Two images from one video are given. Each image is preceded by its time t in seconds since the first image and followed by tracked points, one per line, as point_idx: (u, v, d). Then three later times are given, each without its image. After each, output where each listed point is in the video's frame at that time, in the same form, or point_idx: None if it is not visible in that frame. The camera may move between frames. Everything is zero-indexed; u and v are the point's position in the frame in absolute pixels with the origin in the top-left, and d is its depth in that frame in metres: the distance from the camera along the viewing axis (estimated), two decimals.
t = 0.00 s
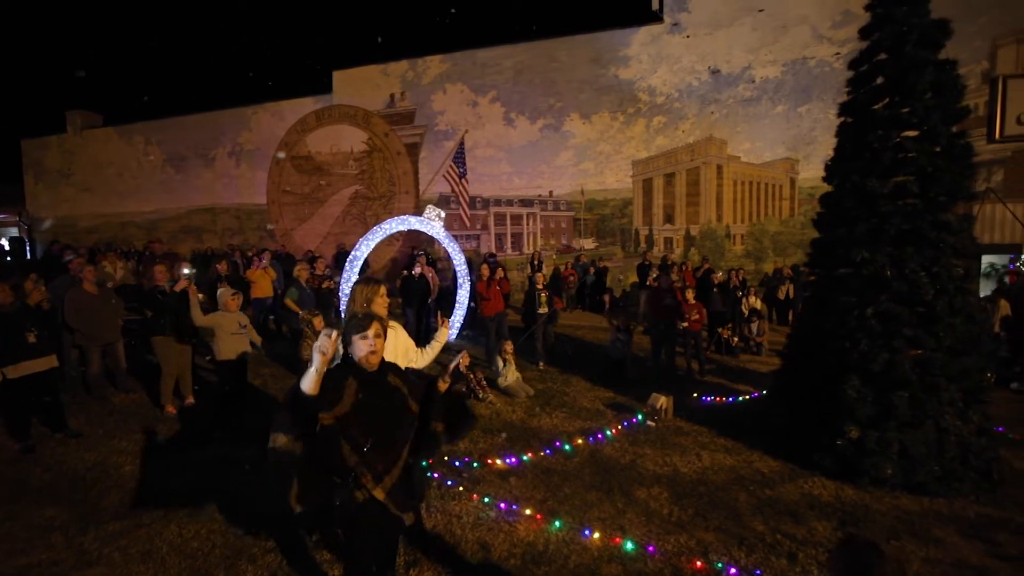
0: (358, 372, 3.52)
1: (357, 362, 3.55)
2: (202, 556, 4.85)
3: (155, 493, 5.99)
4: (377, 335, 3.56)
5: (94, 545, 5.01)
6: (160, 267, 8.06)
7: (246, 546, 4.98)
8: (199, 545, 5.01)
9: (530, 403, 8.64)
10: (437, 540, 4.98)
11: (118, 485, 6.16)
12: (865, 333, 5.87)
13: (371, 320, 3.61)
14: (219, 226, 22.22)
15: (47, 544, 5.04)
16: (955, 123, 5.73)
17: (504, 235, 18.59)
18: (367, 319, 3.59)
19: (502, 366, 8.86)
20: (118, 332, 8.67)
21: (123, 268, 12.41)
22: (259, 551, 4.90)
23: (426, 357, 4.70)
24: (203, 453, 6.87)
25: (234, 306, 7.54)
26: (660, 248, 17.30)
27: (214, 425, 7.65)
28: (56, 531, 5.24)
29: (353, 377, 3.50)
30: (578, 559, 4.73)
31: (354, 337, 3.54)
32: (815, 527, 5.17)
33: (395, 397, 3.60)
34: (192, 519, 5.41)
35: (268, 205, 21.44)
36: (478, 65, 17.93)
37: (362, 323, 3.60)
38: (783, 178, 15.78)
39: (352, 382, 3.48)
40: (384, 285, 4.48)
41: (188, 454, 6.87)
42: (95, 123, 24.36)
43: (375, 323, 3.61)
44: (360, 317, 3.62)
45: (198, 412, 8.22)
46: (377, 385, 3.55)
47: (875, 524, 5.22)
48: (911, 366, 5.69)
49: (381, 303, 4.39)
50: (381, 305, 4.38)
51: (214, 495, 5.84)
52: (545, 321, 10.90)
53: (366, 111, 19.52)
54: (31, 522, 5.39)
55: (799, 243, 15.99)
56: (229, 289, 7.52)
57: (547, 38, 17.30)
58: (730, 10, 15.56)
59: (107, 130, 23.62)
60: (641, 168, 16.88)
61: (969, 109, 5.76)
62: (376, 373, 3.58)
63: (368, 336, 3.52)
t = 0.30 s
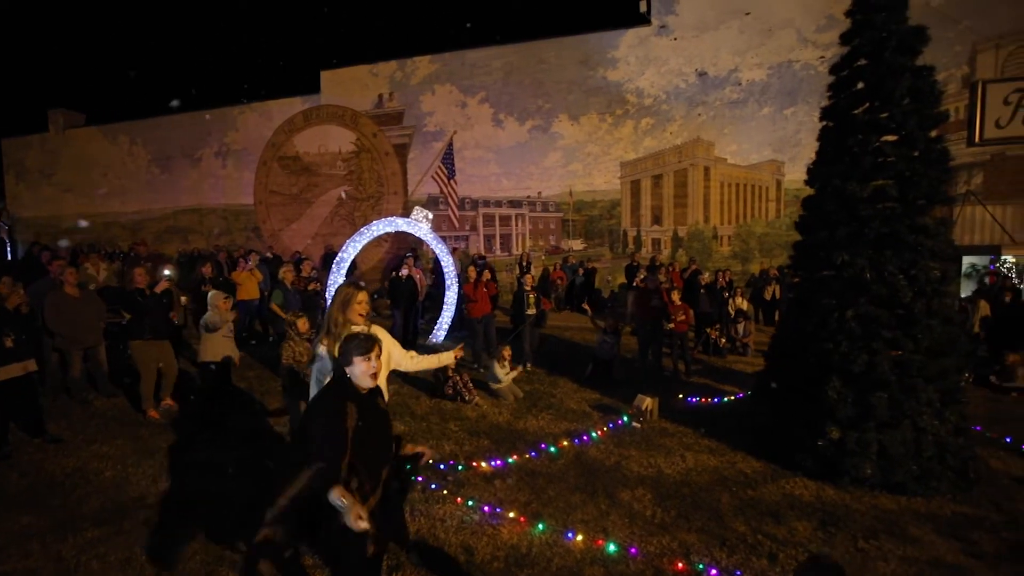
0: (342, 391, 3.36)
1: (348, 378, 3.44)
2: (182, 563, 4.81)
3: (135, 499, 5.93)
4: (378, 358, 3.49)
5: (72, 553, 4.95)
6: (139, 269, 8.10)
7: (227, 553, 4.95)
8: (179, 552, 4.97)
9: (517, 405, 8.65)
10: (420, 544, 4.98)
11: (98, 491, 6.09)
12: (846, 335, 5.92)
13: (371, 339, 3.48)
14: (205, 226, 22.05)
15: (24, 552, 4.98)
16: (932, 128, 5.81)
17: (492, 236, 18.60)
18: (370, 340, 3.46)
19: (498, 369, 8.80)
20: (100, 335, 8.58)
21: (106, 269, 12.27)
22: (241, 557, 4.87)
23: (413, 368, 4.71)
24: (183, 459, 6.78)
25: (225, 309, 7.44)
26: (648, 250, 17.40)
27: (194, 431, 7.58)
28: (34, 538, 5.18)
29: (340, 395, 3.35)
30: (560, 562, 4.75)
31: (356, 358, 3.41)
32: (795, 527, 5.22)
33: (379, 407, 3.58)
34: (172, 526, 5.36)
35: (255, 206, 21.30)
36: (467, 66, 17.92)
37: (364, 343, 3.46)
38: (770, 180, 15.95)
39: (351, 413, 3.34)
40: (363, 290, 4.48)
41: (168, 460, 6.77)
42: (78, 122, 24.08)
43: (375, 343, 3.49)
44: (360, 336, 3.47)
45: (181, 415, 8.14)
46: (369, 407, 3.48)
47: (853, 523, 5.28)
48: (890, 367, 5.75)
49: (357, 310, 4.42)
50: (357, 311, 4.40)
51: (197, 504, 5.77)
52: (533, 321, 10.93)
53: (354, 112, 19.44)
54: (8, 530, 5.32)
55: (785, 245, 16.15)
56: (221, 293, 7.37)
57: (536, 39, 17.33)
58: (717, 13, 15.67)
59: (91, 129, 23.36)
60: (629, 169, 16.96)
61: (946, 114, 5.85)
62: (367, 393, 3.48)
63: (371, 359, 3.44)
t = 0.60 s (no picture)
0: (324, 396, 3.42)
1: (325, 382, 3.47)
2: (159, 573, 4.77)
3: (113, 507, 5.87)
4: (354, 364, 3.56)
5: (46, 563, 4.90)
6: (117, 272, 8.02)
7: (205, 561, 4.91)
8: (156, 561, 4.93)
9: (501, 408, 8.66)
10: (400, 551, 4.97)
11: (75, 499, 6.03)
12: (823, 338, 6.00)
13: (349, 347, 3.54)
14: (188, 227, 21.83)
15: None
16: (906, 135, 5.92)
17: (479, 238, 18.61)
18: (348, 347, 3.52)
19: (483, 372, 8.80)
20: (78, 340, 8.48)
21: (86, 272, 12.11)
22: (219, 566, 4.84)
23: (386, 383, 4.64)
24: (165, 466, 6.71)
25: (202, 314, 7.43)
26: (635, 251, 17.49)
27: (173, 438, 7.50)
28: (7, 549, 5.12)
29: (331, 397, 3.43)
30: (540, 567, 4.76)
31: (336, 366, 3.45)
32: (772, 529, 5.28)
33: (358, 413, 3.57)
34: (150, 535, 5.31)
35: (239, 207, 21.11)
36: (454, 68, 17.91)
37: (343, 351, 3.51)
38: (754, 183, 16.09)
39: (353, 415, 3.47)
40: (337, 295, 4.39)
41: (149, 468, 6.70)
42: (58, 122, 23.73)
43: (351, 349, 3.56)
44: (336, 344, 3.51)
45: (160, 422, 8.06)
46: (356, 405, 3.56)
47: (828, 524, 5.35)
48: (865, 370, 5.84)
49: (337, 317, 4.35)
50: (336, 320, 4.34)
51: (180, 512, 5.73)
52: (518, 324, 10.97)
53: (340, 113, 19.34)
54: None
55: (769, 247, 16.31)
56: (200, 298, 7.40)
57: (523, 41, 17.35)
58: (701, 17, 15.79)
59: (71, 129, 23.04)
60: (615, 172, 17.03)
61: (920, 121, 5.96)
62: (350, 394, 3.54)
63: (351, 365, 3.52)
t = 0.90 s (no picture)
0: (302, 394, 3.32)
1: (300, 380, 3.34)
2: None
3: (90, 517, 5.80)
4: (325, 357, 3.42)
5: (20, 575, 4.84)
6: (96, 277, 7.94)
7: (184, 571, 4.88)
8: (135, 571, 4.89)
9: (486, 413, 8.65)
10: (382, 559, 4.97)
11: (51, 509, 5.96)
12: (801, 343, 6.07)
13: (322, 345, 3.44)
14: (171, 229, 21.62)
15: None
16: (883, 143, 6.01)
17: (467, 240, 18.64)
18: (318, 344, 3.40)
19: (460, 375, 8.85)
20: (55, 346, 8.37)
21: (66, 275, 11.95)
22: None
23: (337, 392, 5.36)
24: (145, 475, 6.65)
25: (173, 323, 7.17)
26: (621, 254, 17.61)
27: (151, 446, 7.43)
28: None
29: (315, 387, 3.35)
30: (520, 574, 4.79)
31: (306, 358, 3.34)
32: (751, 533, 5.33)
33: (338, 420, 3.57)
34: (128, 545, 5.27)
35: (224, 209, 20.94)
36: (441, 70, 17.90)
37: (316, 348, 3.41)
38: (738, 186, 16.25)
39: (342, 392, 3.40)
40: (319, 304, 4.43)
41: (129, 477, 6.62)
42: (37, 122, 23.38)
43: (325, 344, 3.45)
44: (310, 342, 3.41)
45: (138, 429, 7.97)
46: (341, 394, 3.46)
47: (806, 527, 5.41)
48: (843, 375, 5.91)
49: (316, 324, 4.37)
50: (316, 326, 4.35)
51: (161, 521, 5.69)
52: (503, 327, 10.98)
53: (327, 114, 19.22)
54: None
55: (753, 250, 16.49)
56: (168, 305, 7.13)
57: (510, 43, 17.37)
58: (687, 22, 15.90)
59: (51, 129, 22.72)
60: (602, 174, 17.11)
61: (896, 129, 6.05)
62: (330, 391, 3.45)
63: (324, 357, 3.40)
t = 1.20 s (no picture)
0: (284, 402, 3.30)
1: (286, 391, 3.35)
2: None
3: (69, 527, 5.73)
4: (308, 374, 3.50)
5: None
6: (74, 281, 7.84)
7: None
8: None
9: (473, 417, 8.65)
10: (365, 566, 4.97)
11: (30, 519, 5.88)
12: (783, 348, 6.13)
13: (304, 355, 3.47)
14: (156, 231, 21.42)
15: None
16: (862, 151, 6.08)
17: (455, 242, 18.67)
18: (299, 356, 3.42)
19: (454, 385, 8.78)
20: (34, 351, 8.25)
21: (47, 277, 11.80)
22: None
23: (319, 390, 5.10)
24: (127, 483, 6.59)
25: (142, 331, 7.16)
26: (610, 256, 17.72)
27: (133, 454, 7.37)
28: None
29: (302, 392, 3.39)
30: None
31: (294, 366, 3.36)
32: (733, 537, 5.38)
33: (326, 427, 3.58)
34: (109, 554, 5.22)
35: (210, 210, 20.78)
36: (430, 71, 17.88)
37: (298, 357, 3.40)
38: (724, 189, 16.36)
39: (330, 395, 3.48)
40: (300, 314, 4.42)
41: (112, 485, 6.55)
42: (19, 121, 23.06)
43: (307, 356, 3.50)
44: (290, 354, 3.42)
45: (119, 437, 7.89)
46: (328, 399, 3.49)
47: (788, 530, 5.47)
48: (823, 380, 5.98)
49: (298, 333, 4.35)
50: (299, 335, 4.33)
51: (144, 529, 5.65)
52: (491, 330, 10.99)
53: (315, 115, 19.14)
54: None
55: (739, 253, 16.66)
56: (135, 314, 7.10)
57: (499, 45, 17.38)
58: (674, 25, 15.97)
59: (33, 128, 22.42)
60: (590, 177, 17.18)
61: (876, 137, 6.12)
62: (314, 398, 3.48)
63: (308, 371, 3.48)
